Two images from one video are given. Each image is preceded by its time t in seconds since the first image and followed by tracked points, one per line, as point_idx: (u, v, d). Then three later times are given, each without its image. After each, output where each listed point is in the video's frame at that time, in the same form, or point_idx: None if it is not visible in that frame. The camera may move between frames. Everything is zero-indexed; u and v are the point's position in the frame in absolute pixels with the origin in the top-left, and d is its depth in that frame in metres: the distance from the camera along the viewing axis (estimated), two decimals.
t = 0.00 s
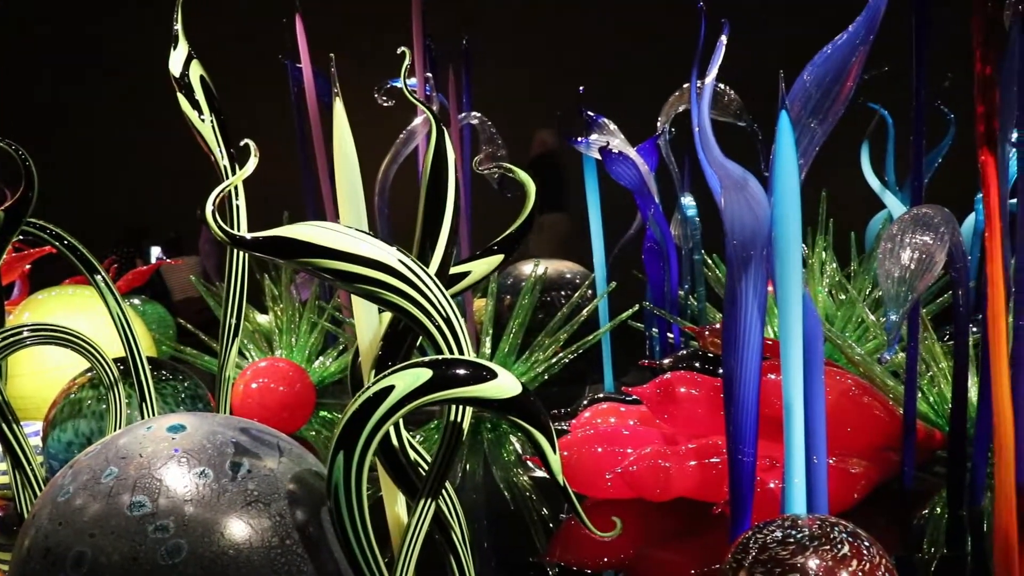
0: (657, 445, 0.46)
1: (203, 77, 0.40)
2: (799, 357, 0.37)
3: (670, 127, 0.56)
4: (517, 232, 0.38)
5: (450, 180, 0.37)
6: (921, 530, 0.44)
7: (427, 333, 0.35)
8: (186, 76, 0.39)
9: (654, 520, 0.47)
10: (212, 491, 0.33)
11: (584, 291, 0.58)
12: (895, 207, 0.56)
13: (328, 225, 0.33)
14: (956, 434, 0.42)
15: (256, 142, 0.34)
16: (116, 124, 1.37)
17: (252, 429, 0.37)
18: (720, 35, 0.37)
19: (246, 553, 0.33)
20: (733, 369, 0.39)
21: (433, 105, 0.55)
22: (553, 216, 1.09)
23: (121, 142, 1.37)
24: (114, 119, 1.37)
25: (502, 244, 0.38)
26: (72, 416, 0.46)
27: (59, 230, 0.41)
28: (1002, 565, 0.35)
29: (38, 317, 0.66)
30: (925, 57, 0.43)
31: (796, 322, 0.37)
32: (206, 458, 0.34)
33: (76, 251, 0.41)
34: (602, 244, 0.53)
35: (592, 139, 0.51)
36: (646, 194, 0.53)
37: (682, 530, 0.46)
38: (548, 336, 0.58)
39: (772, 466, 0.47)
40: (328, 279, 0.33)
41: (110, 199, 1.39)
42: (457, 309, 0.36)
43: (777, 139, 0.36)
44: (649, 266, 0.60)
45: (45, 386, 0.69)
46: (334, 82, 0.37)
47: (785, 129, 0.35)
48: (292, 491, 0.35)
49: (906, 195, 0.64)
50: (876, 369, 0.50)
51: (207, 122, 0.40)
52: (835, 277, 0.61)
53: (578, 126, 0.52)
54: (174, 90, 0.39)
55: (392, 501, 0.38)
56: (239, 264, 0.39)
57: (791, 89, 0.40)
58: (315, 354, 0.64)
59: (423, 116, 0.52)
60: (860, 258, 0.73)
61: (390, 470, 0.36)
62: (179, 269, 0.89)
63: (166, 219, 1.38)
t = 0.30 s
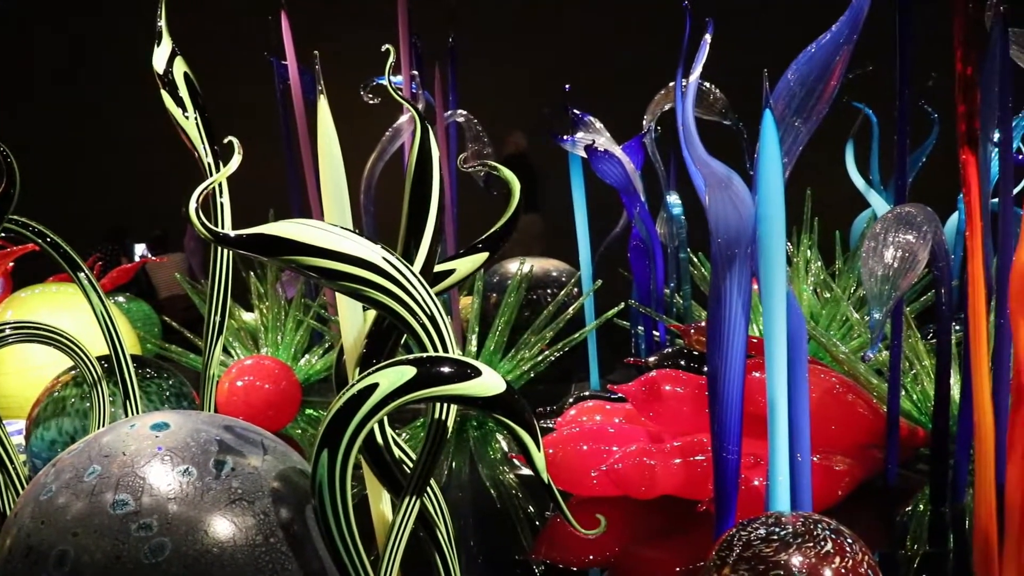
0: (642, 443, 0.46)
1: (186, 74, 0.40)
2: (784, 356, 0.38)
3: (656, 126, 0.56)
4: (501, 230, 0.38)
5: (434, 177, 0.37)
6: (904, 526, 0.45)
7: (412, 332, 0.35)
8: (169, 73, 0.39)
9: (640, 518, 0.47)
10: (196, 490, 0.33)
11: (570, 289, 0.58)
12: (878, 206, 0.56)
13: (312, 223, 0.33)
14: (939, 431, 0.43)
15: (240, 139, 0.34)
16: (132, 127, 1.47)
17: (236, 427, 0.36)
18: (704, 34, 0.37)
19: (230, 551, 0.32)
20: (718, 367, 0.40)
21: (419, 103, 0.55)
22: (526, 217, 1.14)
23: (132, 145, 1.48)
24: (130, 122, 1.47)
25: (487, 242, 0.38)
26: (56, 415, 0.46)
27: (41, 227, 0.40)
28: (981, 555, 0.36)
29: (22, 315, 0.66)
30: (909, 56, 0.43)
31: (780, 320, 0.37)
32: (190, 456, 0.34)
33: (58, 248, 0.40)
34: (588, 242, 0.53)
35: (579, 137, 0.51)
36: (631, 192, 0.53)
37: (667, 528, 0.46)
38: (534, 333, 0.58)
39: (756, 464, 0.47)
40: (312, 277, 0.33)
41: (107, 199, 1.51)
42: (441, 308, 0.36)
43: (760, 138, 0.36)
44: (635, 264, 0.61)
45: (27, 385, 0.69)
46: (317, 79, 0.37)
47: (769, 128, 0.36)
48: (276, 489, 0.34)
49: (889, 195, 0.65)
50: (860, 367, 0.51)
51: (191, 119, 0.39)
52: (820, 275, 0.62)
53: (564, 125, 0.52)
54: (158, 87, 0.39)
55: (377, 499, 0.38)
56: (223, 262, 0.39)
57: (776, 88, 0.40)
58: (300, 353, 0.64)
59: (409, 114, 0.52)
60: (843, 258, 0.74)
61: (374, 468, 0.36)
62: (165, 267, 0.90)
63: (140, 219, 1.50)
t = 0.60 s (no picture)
0: (634, 444, 0.46)
1: (180, 71, 0.39)
2: (775, 358, 0.38)
3: (650, 127, 0.56)
4: (494, 230, 0.38)
5: (426, 177, 0.37)
6: (895, 528, 0.45)
7: (403, 331, 0.35)
8: (163, 71, 0.38)
9: (630, 521, 0.47)
10: (185, 488, 0.33)
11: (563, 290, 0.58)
12: (872, 207, 0.56)
13: (303, 222, 0.33)
14: (930, 432, 0.43)
15: (232, 137, 0.34)
16: (127, 125, 1.47)
17: (227, 426, 0.36)
18: (697, 35, 0.37)
19: (219, 551, 0.32)
20: (709, 369, 0.40)
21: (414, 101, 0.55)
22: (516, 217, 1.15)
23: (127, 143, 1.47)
24: (126, 120, 1.47)
25: (479, 242, 0.38)
26: (47, 411, 0.46)
27: (33, 223, 0.39)
28: (968, 554, 0.36)
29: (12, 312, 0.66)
30: (902, 58, 0.43)
31: (772, 321, 0.37)
32: (179, 455, 0.34)
33: (50, 245, 0.39)
34: (582, 242, 0.53)
35: (573, 138, 0.51)
36: (626, 192, 0.53)
37: (657, 529, 0.46)
38: (527, 333, 0.58)
39: (747, 465, 0.47)
40: (303, 275, 0.33)
41: (101, 198, 1.49)
42: (432, 307, 0.36)
43: (753, 140, 0.36)
44: (629, 265, 0.61)
45: (18, 381, 0.69)
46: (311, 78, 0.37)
47: (762, 130, 0.36)
48: (266, 488, 0.34)
49: (884, 198, 0.65)
50: (852, 369, 0.51)
51: (183, 117, 0.39)
52: (812, 277, 0.62)
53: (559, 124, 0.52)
54: (151, 84, 0.39)
55: (367, 499, 0.38)
56: (215, 259, 0.39)
57: (769, 90, 0.40)
58: (293, 351, 0.65)
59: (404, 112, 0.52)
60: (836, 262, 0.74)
61: (364, 467, 0.36)
62: (158, 263, 0.90)
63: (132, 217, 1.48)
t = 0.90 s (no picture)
0: (618, 450, 0.46)
1: (160, 79, 0.39)
2: (757, 364, 0.37)
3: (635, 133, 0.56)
4: (473, 238, 0.38)
5: (404, 185, 0.37)
6: (879, 532, 0.45)
7: (382, 339, 0.35)
8: (142, 79, 0.38)
9: (614, 528, 0.47)
10: (163, 498, 0.33)
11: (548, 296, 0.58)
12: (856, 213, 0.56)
13: (282, 230, 0.33)
14: (912, 436, 0.43)
15: (210, 145, 0.33)
16: (115, 130, 1.46)
17: (205, 435, 0.36)
18: (676, 42, 0.37)
19: (196, 561, 0.32)
20: (691, 375, 0.40)
21: (398, 108, 0.55)
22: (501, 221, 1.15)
23: (116, 149, 1.47)
24: (114, 126, 1.46)
25: (459, 250, 0.38)
26: (27, 421, 0.46)
27: (12, 233, 0.38)
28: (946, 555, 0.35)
29: None
30: (884, 66, 0.43)
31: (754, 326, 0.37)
32: (157, 465, 0.34)
33: (29, 255, 0.39)
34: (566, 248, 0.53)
35: (558, 144, 0.51)
36: (610, 198, 0.53)
37: (642, 535, 0.46)
38: (512, 340, 0.59)
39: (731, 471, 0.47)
40: (282, 284, 0.33)
41: (84, 202, 1.50)
42: (411, 316, 0.36)
43: (733, 147, 0.36)
44: (614, 271, 0.61)
45: None
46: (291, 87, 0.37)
47: (742, 137, 0.35)
48: (244, 498, 0.34)
49: (866, 204, 0.65)
50: (836, 374, 0.51)
51: (163, 125, 0.39)
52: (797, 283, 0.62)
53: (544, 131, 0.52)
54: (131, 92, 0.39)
55: (348, 508, 0.38)
56: (194, 268, 0.39)
57: (749, 96, 0.41)
58: (279, 359, 0.66)
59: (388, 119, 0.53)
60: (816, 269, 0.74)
61: (344, 476, 0.36)
62: (143, 271, 0.92)
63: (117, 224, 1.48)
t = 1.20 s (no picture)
0: (601, 452, 0.46)
1: (134, 82, 0.39)
2: (736, 364, 0.37)
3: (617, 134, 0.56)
4: (450, 240, 0.38)
5: (380, 187, 0.37)
6: (862, 531, 0.44)
7: (357, 342, 0.35)
8: (116, 82, 0.38)
9: (597, 531, 0.47)
10: (136, 505, 0.33)
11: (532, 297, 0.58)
12: (838, 213, 0.57)
13: (255, 234, 0.33)
14: (893, 436, 0.42)
15: (182, 148, 0.33)
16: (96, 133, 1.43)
17: (180, 440, 0.37)
18: (651, 42, 0.37)
19: (170, 568, 0.32)
20: (671, 375, 0.39)
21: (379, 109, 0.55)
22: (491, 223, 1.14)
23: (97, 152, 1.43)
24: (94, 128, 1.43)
25: (434, 252, 0.38)
26: (5, 428, 0.46)
27: None
28: (922, 555, 0.34)
29: None
30: (861, 68, 0.43)
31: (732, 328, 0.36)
32: (130, 471, 0.34)
33: (3, 260, 0.38)
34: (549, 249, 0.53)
35: (540, 145, 0.51)
36: (592, 199, 0.53)
37: (624, 536, 0.46)
38: (496, 340, 0.63)
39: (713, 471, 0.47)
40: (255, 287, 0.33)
41: (62, 206, 1.45)
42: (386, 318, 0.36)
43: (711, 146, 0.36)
44: (597, 272, 0.61)
45: None
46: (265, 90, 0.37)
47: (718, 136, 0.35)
48: (219, 503, 0.34)
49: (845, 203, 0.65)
50: (819, 373, 0.51)
51: (138, 128, 0.39)
52: (779, 282, 0.63)
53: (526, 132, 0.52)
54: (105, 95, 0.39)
55: (326, 512, 0.38)
56: (170, 272, 0.39)
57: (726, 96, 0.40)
58: (262, 362, 0.67)
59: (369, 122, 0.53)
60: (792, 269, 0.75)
61: (322, 480, 0.36)
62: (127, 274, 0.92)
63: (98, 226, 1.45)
